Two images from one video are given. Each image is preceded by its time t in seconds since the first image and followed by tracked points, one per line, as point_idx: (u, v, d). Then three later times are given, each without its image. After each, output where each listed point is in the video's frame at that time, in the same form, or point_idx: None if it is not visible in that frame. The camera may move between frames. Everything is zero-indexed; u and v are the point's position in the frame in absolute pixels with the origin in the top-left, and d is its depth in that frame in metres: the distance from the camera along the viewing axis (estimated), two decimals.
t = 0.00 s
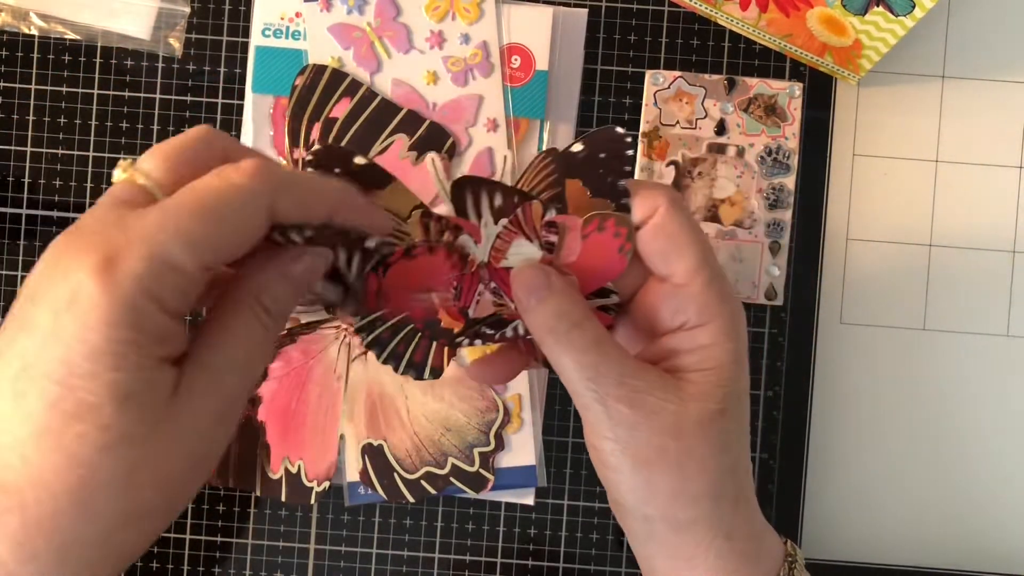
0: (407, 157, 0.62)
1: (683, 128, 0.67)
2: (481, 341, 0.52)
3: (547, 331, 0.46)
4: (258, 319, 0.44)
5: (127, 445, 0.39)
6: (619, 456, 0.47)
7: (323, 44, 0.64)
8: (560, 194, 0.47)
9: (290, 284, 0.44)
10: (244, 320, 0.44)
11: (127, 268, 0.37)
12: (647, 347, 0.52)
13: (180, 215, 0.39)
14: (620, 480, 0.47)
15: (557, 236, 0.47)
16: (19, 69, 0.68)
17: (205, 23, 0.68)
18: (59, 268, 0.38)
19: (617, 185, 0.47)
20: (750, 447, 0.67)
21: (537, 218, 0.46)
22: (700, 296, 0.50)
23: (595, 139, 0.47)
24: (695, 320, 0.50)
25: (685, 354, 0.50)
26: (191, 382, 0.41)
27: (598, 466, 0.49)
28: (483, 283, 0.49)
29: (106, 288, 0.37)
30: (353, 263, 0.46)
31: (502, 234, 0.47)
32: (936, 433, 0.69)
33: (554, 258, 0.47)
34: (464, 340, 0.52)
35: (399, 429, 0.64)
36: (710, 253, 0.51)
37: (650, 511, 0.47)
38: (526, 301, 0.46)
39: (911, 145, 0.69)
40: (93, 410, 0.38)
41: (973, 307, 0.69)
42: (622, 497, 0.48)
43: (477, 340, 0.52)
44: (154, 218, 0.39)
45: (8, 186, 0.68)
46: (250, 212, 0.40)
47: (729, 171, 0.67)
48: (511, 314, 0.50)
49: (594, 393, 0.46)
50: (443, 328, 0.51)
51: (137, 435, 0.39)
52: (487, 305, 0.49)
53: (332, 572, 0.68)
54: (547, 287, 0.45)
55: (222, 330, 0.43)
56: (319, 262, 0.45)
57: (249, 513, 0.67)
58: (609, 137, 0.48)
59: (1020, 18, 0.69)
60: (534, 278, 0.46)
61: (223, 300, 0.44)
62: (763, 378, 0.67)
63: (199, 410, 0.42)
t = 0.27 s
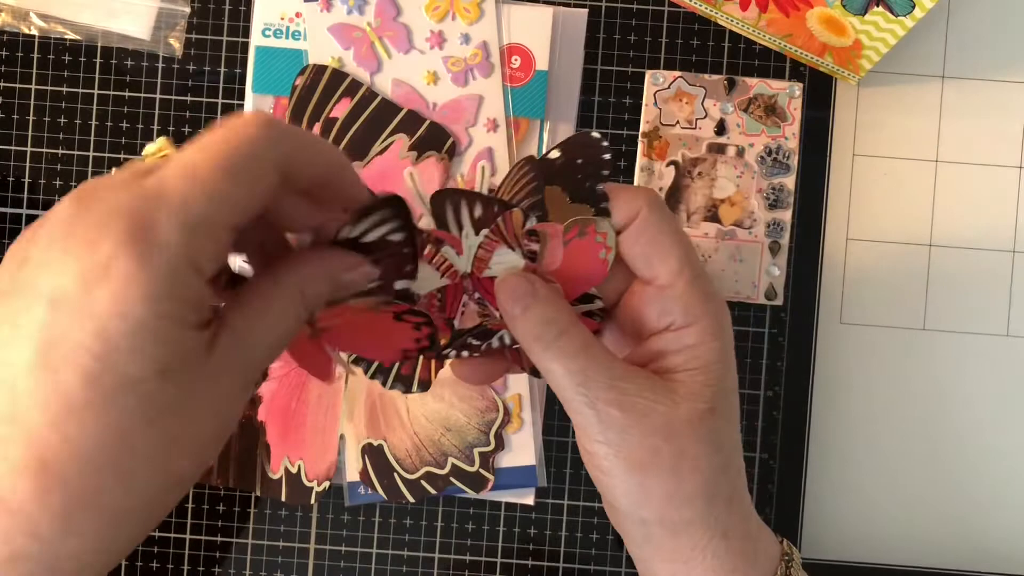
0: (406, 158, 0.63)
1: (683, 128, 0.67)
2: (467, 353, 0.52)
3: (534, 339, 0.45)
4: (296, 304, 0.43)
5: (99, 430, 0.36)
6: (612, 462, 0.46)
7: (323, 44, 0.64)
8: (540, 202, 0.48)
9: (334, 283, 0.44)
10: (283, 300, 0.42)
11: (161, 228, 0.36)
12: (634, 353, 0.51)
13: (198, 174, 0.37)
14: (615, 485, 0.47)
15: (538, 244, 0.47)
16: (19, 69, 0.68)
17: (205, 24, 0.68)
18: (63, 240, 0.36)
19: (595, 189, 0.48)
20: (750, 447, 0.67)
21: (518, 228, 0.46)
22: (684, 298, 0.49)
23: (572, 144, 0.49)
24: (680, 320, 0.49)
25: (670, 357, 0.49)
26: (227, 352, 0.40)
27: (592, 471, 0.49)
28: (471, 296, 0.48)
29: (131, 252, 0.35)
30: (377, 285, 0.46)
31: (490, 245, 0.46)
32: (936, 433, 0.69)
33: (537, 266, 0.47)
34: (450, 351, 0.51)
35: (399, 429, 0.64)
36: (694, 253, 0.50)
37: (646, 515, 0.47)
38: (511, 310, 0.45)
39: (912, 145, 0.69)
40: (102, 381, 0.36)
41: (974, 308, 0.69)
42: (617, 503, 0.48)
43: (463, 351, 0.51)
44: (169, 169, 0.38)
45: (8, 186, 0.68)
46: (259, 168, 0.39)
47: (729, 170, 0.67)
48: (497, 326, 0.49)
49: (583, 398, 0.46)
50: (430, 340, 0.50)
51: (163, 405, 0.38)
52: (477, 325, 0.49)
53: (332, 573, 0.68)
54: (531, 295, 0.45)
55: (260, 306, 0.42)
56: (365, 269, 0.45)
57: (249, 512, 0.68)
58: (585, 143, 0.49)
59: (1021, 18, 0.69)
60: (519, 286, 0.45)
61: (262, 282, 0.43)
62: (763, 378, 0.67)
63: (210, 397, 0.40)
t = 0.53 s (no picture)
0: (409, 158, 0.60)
1: (683, 128, 0.67)
2: (465, 359, 0.52)
3: (533, 343, 0.44)
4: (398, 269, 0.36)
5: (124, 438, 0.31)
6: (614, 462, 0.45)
7: (323, 44, 0.64)
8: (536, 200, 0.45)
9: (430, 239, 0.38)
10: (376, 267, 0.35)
11: (259, 206, 0.29)
12: (632, 354, 0.50)
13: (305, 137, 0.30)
14: (618, 484, 0.46)
15: (535, 243, 0.45)
16: (19, 69, 0.68)
17: (205, 24, 0.68)
18: (169, 214, 0.28)
19: (591, 187, 0.47)
20: (750, 447, 0.67)
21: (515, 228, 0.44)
22: (681, 297, 0.49)
23: (567, 143, 0.46)
24: (678, 319, 0.49)
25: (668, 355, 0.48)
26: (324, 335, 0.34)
27: (595, 472, 0.48)
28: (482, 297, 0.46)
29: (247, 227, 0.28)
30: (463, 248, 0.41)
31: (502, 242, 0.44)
32: (937, 433, 0.69)
33: (533, 266, 0.46)
34: (448, 357, 0.51)
35: (399, 429, 0.64)
36: (689, 251, 0.50)
37: (651, 515, 0.46)
38: (506, 316, 0.44)
39: (912, 145, 0.69)
40: (155, 380, 0.29)
41: (974, 307, 0.69)
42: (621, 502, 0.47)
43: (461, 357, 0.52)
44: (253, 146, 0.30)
45: (8, 186, 0.68)
46: (364, 142, 0.32)
47: (729, 170, 0.67)
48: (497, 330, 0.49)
49: (584, 399, 0.44)
50: (426, 348, 0.51)
51: (205, 412, 0.29)
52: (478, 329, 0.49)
53: (332, 573, 0.68)
54: (527, 300, 0.44)
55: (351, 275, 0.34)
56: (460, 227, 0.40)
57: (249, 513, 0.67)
58: (580, 141, 0.46)
59: (1020, 18, 0.69)
60: (514, 292, 0.44)
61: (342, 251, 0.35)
62: (763, 378, 0.67)
63: (313, 382, 0.33)
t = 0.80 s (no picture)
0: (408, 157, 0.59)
1: (683, 128, 0.67)
2: (487, 345, 0.51)
3: (552, 340, 0.45)
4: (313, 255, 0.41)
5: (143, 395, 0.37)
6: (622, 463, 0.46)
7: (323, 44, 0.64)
8: (561, 173, 0.43)
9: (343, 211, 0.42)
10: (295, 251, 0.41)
11: (112, 209, 0.37)
12: (657, 355, 0.51)
13: (144, 148, 0.38)
14: (624, 484, 0.46)
15: (569, 236, 0.45)
16: (19, 69, 0.68)
17: (205, 24, 0.68)
18: (67, 217, 0.37)
19: (634, 187, 0.44)
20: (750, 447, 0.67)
21: (552, 219, 0.44)
22: (713, 302, 0.50)
23: (614, 140, 0.42)
24: (709, 325, 0.50)
25: (697, 359, 0.49)
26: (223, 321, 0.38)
27: (605, 472, 0.48)
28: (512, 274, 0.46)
29: (113, 233, 0.36)
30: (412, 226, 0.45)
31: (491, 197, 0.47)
32: (937, 433, 0.69)
33: (564, 259, 0.46)
34: (471, 340, 0.50)
35: (399, 429, 0.64)
36: (729, 260, 0.51)
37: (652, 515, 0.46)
38: (527, 308, 0.46)
39: (911, 146, 0.69)
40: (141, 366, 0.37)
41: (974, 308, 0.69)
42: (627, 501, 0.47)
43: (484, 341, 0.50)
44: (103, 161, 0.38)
45: (8, 186, 0.68)
46: (208, 129, 0.40)
47: (729, 171, 0.67)
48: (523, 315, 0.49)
49: (600, 397, 0.45)
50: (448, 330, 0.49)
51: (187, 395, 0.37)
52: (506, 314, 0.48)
53: (332, 572, 0.68)
54: (549, 296, 0.45)
55: (260, 253, 0.40)
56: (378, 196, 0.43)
57: (249, 513, 0.67)
58: (628, 138, 0.43)
59: (1020, 19, 0.69)
60: (534, 287, 0.46)
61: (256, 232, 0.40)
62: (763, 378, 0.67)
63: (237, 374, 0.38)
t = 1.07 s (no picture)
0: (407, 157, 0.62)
1: (683, 128, 0.67)
2: (481, 347, 0.53)
3: (540, 349, 0.46)
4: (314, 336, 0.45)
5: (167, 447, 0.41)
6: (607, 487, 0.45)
7: (323, 44, 0.64)
8: (547, 181, 0.45)
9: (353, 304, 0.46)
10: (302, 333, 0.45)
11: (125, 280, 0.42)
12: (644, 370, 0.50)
13: (159, 227, 0.43)
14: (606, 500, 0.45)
15: (557, 244, 0.47)
16: (19, 69, 0.68)
17: (205, 23, 0.68)
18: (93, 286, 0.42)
19: (621, 197, 0.46)
20: (750, 447, 0.67)
21: (542, 228, 0.46)
22: (707, 325, 0.47)
23: (597, 151, 0.45)
24: (700, 347, 0.47)
25: (681, 382, 0.47)
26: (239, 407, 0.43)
27: (587, 489, 0.47)
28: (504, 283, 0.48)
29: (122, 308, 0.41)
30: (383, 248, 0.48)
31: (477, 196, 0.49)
32: (937, 433, 0.69)
33: (555, 266, 0.48)
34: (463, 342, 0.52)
35: (399, 429, 0.63)
36: (728, 283, 0.48)
37: (633, 535, 0.46)
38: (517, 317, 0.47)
39: (911, 145, 0.69)
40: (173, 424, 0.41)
41: (974, 308, 0.69)
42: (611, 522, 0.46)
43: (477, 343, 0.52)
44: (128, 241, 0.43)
45: (8, 186, 0.68)
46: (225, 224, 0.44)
47: (729, 170, 0.67)
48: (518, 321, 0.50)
49: (584, 415, 0.45)
50: (443, 331, 0.51)
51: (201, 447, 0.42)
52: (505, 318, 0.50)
53: (332, 572, 0.68)
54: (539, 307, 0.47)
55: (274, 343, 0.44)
56: (389, 286, 0.47)
57: (249, 513, 0.67)
58: (613, 149, 0.45)
59: (1020, 18, 0.69)
60: (526, 292, 0.47)
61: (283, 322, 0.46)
62: (763, 378, 0.68)
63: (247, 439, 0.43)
